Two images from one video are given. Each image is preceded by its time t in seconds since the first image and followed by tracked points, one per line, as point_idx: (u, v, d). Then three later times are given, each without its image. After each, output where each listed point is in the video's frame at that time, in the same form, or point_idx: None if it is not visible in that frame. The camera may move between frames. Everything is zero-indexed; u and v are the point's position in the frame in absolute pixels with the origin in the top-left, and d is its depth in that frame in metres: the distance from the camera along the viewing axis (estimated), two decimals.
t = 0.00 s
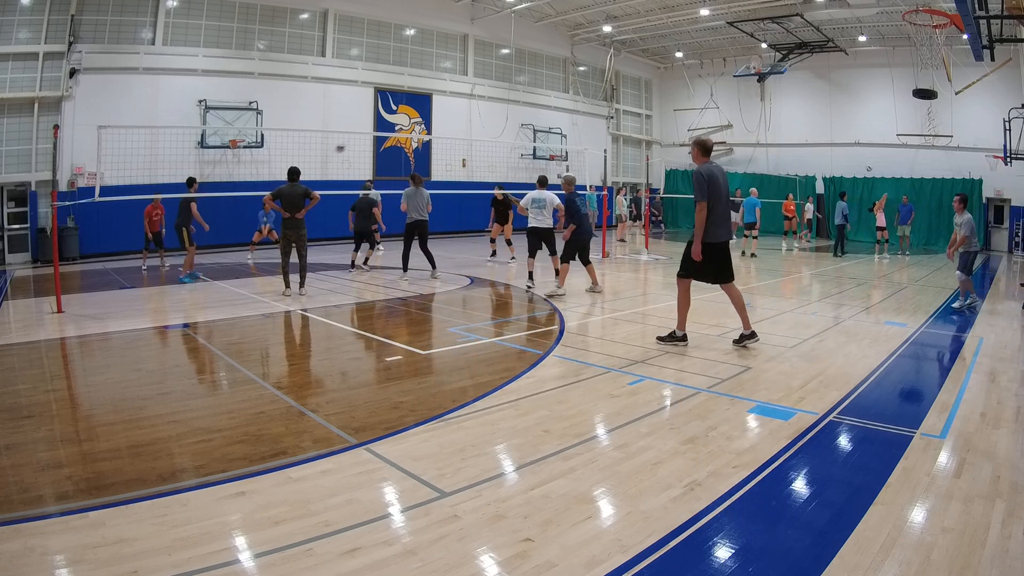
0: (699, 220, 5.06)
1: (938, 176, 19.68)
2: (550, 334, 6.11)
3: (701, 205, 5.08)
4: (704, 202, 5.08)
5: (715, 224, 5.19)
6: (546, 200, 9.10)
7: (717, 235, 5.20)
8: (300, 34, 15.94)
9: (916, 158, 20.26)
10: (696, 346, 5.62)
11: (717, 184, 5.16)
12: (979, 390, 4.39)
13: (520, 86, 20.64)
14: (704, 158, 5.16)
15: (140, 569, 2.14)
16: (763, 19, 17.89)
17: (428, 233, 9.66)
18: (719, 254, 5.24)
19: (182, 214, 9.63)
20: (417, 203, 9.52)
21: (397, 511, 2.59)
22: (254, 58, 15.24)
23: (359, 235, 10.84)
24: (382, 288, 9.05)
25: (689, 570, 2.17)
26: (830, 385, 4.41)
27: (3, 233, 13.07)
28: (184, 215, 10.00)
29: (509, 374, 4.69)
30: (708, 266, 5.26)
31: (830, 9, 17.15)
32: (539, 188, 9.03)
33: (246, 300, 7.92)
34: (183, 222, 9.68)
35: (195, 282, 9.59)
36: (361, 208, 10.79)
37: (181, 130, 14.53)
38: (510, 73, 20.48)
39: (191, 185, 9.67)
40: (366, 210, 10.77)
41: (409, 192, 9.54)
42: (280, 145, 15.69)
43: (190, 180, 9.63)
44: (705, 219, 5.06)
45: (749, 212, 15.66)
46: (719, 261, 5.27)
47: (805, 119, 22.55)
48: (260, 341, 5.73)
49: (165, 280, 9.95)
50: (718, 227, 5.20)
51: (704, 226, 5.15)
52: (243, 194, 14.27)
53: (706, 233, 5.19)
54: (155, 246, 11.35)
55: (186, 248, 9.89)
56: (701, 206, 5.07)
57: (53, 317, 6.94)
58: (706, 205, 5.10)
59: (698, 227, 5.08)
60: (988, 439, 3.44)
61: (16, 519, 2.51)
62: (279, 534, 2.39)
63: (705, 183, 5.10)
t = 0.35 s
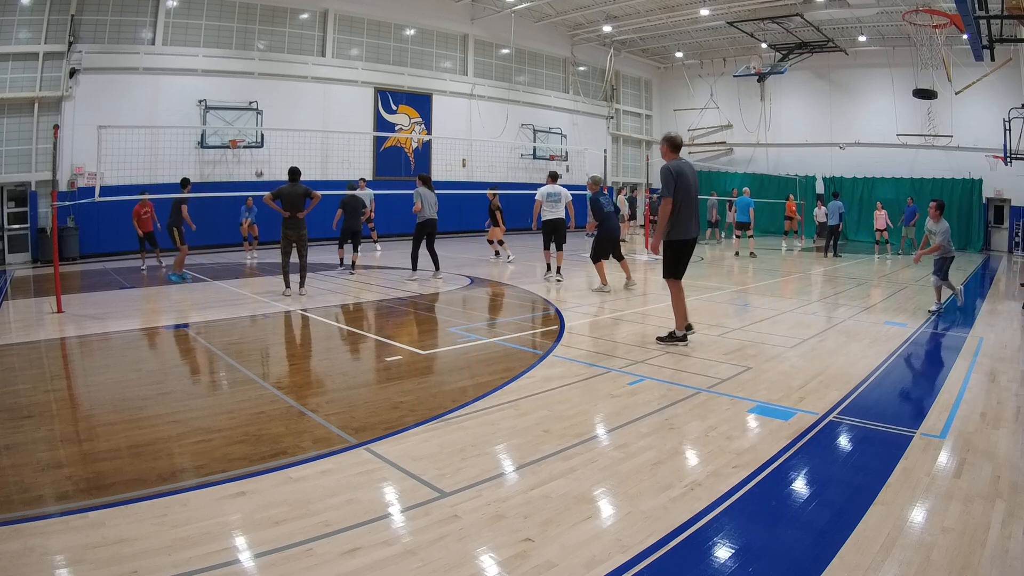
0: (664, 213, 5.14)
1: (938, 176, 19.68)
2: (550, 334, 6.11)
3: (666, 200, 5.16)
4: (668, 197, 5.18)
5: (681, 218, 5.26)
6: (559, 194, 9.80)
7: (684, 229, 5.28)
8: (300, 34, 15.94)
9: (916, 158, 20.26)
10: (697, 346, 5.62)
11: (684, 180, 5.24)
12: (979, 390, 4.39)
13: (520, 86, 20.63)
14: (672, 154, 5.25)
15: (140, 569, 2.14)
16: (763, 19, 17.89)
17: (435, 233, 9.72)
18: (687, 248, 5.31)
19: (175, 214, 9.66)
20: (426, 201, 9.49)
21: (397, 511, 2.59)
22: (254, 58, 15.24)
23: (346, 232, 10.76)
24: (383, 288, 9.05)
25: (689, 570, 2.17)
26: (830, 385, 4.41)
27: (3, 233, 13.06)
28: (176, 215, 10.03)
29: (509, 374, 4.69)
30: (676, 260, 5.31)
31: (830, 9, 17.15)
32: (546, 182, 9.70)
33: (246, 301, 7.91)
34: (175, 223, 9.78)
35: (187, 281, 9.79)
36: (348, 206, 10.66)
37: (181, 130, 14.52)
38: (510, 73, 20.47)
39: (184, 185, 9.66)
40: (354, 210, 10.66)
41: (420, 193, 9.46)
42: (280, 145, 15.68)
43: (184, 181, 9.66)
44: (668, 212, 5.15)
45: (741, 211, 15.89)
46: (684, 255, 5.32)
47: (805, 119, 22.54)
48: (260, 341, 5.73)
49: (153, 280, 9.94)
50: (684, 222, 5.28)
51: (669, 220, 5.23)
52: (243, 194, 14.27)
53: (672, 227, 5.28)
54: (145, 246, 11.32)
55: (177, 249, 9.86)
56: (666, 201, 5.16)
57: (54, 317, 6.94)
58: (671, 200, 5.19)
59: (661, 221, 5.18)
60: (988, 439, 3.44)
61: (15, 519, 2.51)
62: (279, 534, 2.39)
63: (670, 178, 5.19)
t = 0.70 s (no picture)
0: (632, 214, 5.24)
1: (938, 176, 19.68)
2: (549, 334, 6.10)
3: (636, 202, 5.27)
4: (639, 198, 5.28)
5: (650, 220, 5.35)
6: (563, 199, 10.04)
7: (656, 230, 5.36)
8: (300, 34, 15.94)
9: (916, 158, 20.25)
10: (697, 346, 5.62)
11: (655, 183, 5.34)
12: (979, 390, 4.39)
13: (520, 86, 20.63)
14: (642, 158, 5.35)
15: (140, 570, 2.14)
16: (763, 19, 17.89)
17: (434, 233, 9.73)
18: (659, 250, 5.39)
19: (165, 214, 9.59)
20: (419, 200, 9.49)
21: (397, 511, 2.59)
22: (254, 58, 15.24)
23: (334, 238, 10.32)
24: (382, 288, 9.05)
25: (689, 570, 2.17)
26: (830, 385, 4.41)
27: (3, 233, 13.06)
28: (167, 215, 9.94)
29: (509, 374, 4.69)
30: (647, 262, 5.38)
31: (830, 9, 17.15)
32: (551, 191, 10.09)
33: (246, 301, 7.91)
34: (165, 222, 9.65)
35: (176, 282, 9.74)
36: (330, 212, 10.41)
37: (180, 130, 14.52)
38: (510, 73, 20.47)
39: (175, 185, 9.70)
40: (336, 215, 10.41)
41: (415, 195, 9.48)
42: (280, 145, 15.69)
43: (174, 180, 9.62)
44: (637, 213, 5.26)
45: (737, 211, 15.96)
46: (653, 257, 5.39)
47: (805, 119, 22.54)
48: (260, 341, 5.73)
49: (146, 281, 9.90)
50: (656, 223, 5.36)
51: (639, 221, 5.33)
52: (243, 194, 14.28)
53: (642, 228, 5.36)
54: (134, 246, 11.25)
55: (168, 249, 9.82)
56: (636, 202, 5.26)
57: (54, 317, 6.94)
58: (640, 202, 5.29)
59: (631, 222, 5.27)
60: (988, 439, 3.44)
61: (16, 519, 2.51)
62: (279, 534, 2.39)
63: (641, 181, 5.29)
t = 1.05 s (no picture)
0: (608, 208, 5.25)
1: (938, 176, 19.69)
2: (549, 334, 6.10)
3: (610, 194, 5.26)
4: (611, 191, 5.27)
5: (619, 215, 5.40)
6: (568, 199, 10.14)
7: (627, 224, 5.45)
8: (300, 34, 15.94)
9: (916, 158, 20.25)
10: (697, 346, 5.63)
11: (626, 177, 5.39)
12: (980, 390, 4.39)
13: (520, 86, 20.63)
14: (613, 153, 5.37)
15: (140, 569, 2.14)
16: (763, 19, 17.88)
17: (420, 236, 9.74)
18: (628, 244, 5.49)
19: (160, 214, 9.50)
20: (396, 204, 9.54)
21: (397, 511, 2.59)
22: (254, 58, 15.25)
23: (322, 239, 10.32)
24: (382, 288, 9.06)
25: (689, 570, 2.17)
26: (830, 385, 4.41)
27: (3, 233, 13.06)
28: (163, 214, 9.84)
29: (508, 374, 4.69)
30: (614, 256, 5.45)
31: (830, 9, 17.15)
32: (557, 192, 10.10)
33: (246, 301, 7.92)
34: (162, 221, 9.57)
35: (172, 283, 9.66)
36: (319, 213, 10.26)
37: (180, 130, 14.52)
38: (510, 73, 20.46)
39: (171, 185, 9.63)
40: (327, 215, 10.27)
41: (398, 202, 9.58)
42: (280, 145, 15.68)
43: (170, 179, 9.56)
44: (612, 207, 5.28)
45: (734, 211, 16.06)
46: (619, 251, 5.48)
47: (805, 119, 22.55)
48: (261, 341, 5.73)
49: (146, 281, 9.90)
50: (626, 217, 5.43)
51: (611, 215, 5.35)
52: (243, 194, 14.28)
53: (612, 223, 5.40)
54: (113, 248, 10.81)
55: (165, 247, 9.77)
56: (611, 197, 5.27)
57: (54, 317, 6.94)
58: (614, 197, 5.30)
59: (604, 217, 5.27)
60: (988, 439, 3.44)
61: (16, 519, 2.51)
62: (279, 534, 2.39)
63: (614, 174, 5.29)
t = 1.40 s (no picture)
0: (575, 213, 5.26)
1: (938, 176, 19.68)
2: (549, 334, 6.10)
3: (577, 199, 5.28)
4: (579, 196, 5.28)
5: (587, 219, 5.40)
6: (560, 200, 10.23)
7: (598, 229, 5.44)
8: (300, 34, 15.94)
9: (916, 158, 20.24)
10: (696, 346, 5.63)
11: (596, 182, 5.40)
12: (980, 390, 4.39)
13: (520, 86, 20.63)
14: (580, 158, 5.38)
15: (140, 569, 2.14)
16: (763, 19, 17.88)
17: (415, 238, 9.74)
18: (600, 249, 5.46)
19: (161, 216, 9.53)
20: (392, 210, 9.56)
21: (397, 511, 2.59)
22: (254, 58, 15.25)
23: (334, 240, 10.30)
24: (382, 288, 9.06)
25: (689, 570, 2.17)
26: (830, 386, 4.41)
27: (3, 233, 13.06)
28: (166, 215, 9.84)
29: (508, 374, 4.69)
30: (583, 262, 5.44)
31: (830, 9, 17.15)
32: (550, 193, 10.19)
33: (247, 301, 7.91)
34: (163, 222, 9.58)
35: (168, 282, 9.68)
36: (334, 214, 10.18)
37: (180, 130, 14.52)
38: (510, 73, 20.47)
39: (170, 185, 9.63)
40: (341, 215, 10.21)
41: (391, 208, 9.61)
42: (280, 144, 15.68)
43: (169, 180, 9.55)
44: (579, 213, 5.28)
45: (733, 210, 16.19)
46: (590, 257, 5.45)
47: (805, 119, 22.55)
48: (261, 341, 5.73)
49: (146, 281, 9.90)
50: (597, 221, 5.43)
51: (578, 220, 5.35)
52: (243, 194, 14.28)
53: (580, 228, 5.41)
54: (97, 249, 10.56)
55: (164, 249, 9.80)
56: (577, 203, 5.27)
57: (54, 317, 6.94)
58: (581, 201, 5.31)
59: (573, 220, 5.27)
60: (988, 439, 3.44)
61: (16, 519, 2.51)
62: (279, 534, 2.39)
63: (581, 178, 5.31)
